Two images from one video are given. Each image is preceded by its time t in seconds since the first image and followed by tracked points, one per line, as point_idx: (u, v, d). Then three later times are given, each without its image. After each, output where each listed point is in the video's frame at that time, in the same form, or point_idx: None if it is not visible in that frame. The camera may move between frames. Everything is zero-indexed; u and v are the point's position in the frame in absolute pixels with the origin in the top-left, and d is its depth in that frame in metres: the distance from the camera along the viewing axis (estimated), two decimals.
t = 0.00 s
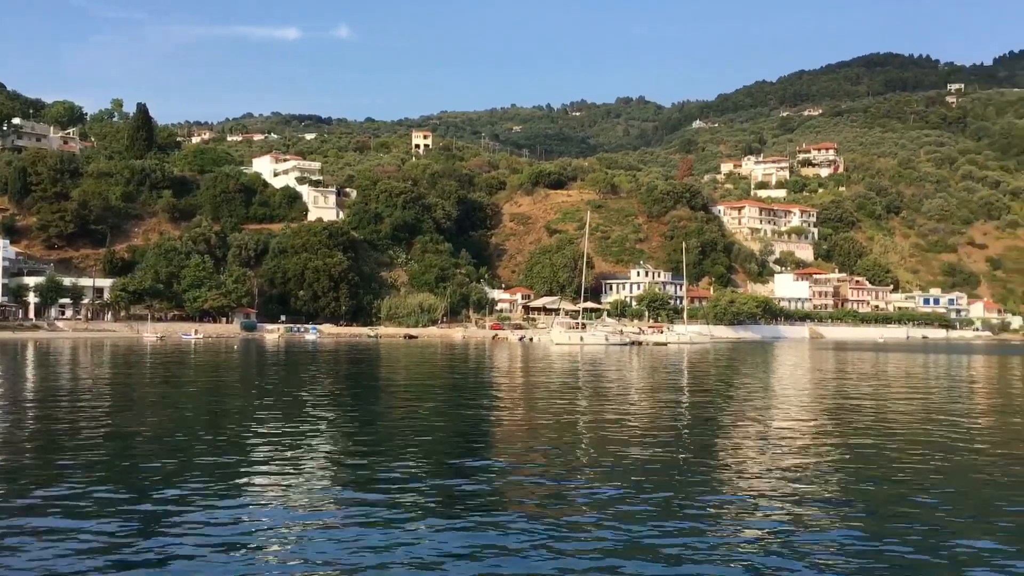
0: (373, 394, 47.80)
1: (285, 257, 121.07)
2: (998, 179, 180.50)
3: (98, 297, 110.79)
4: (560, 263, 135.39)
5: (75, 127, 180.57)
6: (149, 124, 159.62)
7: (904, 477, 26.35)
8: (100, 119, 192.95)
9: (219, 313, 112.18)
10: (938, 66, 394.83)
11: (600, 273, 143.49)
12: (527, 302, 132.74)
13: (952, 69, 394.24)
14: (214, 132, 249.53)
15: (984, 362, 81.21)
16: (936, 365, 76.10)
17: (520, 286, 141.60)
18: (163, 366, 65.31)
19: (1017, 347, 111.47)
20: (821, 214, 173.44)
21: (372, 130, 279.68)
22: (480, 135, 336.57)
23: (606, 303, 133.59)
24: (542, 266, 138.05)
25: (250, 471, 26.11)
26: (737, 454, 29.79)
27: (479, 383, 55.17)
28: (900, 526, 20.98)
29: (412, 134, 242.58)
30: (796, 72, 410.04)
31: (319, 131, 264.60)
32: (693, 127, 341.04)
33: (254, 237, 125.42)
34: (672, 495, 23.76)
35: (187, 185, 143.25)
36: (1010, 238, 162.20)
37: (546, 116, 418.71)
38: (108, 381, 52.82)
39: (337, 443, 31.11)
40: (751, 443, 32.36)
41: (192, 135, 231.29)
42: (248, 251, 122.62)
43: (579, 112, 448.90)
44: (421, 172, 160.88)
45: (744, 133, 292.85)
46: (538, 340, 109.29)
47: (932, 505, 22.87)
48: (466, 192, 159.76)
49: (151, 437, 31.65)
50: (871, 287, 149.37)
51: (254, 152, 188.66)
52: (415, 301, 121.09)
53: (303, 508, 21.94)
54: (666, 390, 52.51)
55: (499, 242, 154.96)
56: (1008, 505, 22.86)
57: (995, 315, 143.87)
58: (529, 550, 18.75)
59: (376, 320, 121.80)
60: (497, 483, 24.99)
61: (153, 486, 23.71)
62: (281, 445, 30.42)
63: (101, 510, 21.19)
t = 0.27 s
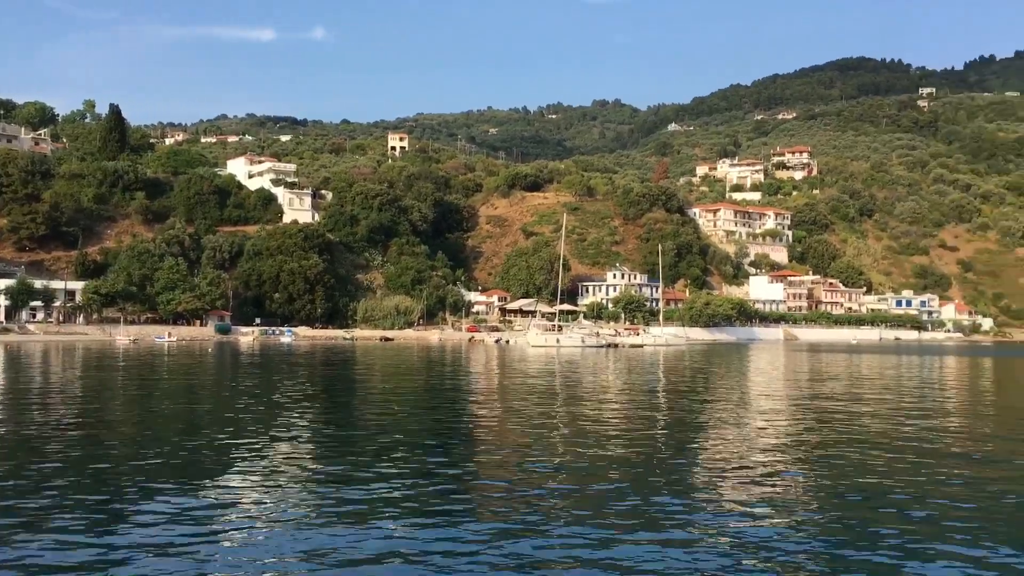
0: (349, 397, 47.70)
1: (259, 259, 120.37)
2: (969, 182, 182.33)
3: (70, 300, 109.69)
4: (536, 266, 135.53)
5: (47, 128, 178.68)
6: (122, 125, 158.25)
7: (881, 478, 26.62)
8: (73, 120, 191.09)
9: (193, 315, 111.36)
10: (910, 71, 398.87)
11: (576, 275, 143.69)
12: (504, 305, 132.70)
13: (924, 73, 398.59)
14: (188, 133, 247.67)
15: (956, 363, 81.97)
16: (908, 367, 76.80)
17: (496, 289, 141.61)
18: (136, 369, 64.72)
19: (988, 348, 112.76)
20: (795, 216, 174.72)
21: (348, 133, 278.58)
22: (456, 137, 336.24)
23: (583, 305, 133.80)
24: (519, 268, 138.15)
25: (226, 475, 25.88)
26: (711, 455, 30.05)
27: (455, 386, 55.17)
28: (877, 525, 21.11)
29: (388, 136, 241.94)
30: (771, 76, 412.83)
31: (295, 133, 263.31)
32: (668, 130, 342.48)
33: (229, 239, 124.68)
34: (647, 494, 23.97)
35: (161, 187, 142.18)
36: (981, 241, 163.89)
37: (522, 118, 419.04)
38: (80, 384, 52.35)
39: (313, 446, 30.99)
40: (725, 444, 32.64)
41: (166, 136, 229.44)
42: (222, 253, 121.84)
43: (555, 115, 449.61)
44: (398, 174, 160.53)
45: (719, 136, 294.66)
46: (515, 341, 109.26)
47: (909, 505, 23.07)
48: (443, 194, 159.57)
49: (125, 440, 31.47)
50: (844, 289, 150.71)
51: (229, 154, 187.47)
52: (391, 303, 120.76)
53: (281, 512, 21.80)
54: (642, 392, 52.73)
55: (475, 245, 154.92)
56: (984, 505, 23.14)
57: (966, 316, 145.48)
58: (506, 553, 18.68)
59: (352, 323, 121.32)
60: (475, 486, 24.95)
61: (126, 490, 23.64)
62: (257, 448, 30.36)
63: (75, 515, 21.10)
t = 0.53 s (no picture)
0: (324, 400, 47.52)
1: (234, 262, 119.52)
2: (941, 186, 183.94)
3: (41, 303, 108.43)
4: (513, 268, 135.46)
5: (18, 129, 176.58)
6: (94, 126, 156.71)
7: (854, 479, 26.86)
8: (44, 121, 189.02)
9: (167, 318, 110.32)
10: (881, 76, 402.65)
11: (553, 278, 143.75)
12: (480, 308, 132.51)
13: (896, 78, 402.54)
14: (161, 135, 245.60)
15: (927, 366, 82.65)
16: (881, 369, 77.38)
17: (472, 291, 141.48)
18: (107, 372, 64.09)
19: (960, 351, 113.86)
20: (769, 219, 175.84)
21: (323, 135, 277.28)
22: (433, 140, 335.69)
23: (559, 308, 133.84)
24: (495, 271, 138.06)
25: (201, 480, 25.64)
26: (686, 456, 30.18)
27: (430, 388, 55.06)
28: (854, 527, 21.20)
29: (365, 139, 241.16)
30: (746, 80, 415.28)
31: (270, 135, 261.73)
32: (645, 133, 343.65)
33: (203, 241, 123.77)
34: (620, 497, 24.05)
35: (134, 189, 140.91)
36: (952, 244, 165.43)
37: (499, 121, 419.10)
38: (51, 388, 51.75)
39: (288, 450, 30.80)
40: (701, 445, 32.80)
41: (139, 137, 227.46)
42: (196, 255, 120.89)
43: (532, 117, 450.03)
44: (373, 177, 159.99)
45: (694, 140, 295.99)
46: (491, 345, 109.10)
47: (885, 507, 23.26)
48: (419, 197, 159.22)
49: (96, 444, 31.19)
50: (818, 292, 151.87)
51: (203, 156, 186.06)
52: (367, 306, 120.28)
53: (257, 517, 21.59)
54: (619, 394, 52.84)
55: (451, 247, 154.71)
56: (960, 506, 23.37)
57: (937, 319, 147.17)
58: (486, 556, 18.60)
59: (328, 326, 120.66)
60: (452, 489, 24.88)
61: (96, 494, 23.44)
62: (230, 452, 30.22)
63: (43, 519, 20.90)
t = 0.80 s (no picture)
0: (300, 403, 47.31)
1: (209, 265, 118.66)
2: (913, 191, 185.59)
3: (12, 306, 107.20)
4: (489, 271, 135.41)
5: None
6: (67, 128, 155.07)
7: (829, 481, 27.06)
8: (15, 122, 186.77)
9: (140, 321, 109.42)
10: (855, 82, 405.90)
11: (530, 281, 143.81)
12: (457, 311, 132.37)
13: (869, 83, 406.53)
14: (135, 137, 243.56)
15: (900, 368, 83.33)
16: (854, 371, 77.97)
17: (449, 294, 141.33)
18: (81, 376, 63.51)
19: (933, 354, 115.04)
20: (744, 223, 177.04)
21: (299, 137, 275.94)
22: (409, 143, 335.03)
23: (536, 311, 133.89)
24: (472, 274, 137.98)
25: (174, 485, 25.45)
26: (662, 459, 30.33)
27: (408, 392, 54.95)
28: (827, 528, 21.46)
29: (341, 141, 240.28)
30: (721, 85, 417.81)
31: (245, 137, 260.34)
32: (621, 136, 344.81)
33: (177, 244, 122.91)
34: (598, 500, 24.02)
35: (107, 191, 139.65)
36: (924, 248, 166.97)
37: (475, 124, 419.12)
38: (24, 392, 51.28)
39: (261, 453, 30.68)
40: (676, 448, 33.01)
41: (113, 139, 225.41)
42: (170, 258, 119.94)
43: (508, 121, 450.49)
44: (350, 179, 159.47)
45: (670, 144, 297.18)
46: (468, 348, 108.98)
47: (857, 508, 23.55)
48: (396, 199, 158.77)
49: (69, 449, 30.90)
50: (793, 295, 153.04)
51: (177, 158, 184.65)
52: (343, 309, 119.82)
53: (231, 521, 21.52)
54: (594, 397, 53.05)
55: (428, 250, 154.58)
56: (931, 507, 23.72)
57: (910, 322, 148.66)
58: (463, 560, 18.66)
59: (304, 329, 120.07)
60: (430, 491, 24.96)
61: (67, 499, 23.17)
62: (204, 456, 30.05)
63: (14, 524, 20.64)
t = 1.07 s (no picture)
0: (276, 406, 47.06)
1: (185, 267, 117.76)
2: (888, 195, 187.02)
3: None
4: (467, 274, 135.23)
5: None
6: (41, 128, 153.48)
7: (805, 483, 27.12)
8: None
9: (115, 324, 108.63)
10: (831, 87, 408.95)
11: (508, 284, 143.74)
12: (435, 314, 132.09)
13: (845, 88, 409.55)
14: (110, 138, 241.55)
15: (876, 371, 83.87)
16: (831, 374, 78.33)
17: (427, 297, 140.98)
18: (53, 380, 62.79)
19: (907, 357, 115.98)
20: (722, 226, 177.98)
21: (276, 139, 274.60)
22: (387, 145, 334.32)
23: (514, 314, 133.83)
24: (450, 277, 137.72)
25: (148, 488, 25.24)
26: (640, 461, 30.32)
27: (385, 395, 54.73)
28: (802, 529, 21.56)
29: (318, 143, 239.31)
30: (699, 88, 419.66)
31: (222, 139, 258.84)
32: (599, 140, 345.53)
33: (152, 246, 121.94)
34: (575, 502, 24.01)
35: (81, 192, 138.29)
36: (899, 251, 168.32)
37: (454, 127, 418.82)
38: None
39: (239, 456, 30.39)
40: (654, 450, 33.01)
41: (87, 140, 223.42)
42: (145, 260, 118.98)
43: (487, 123, 450.39)
44: (327, 181, 158.81)
45: (648, 147, 298.25)
46: (446, 351, 108.71)
47: (833, 509, 23.65)
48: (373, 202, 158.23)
49: (42, 452, 30.60)
50: (769, 298, 153.96)
51: (153, 159, 183.23)
52: (320, 312, 119.27)
53: (204, 525, 21.30)
54: (572, 400, 53.15)
55: (406, 253, 154.21)
56: (905, 508, 23.85)
57: (885, 325, 149.89)
58: (437, 562, 18.55)
59: (281, 331, 119.36)
60: (408, 494, 24.87)
61: (41, 503, 22.92)
62: (179, 459, 29.82)
63: None
